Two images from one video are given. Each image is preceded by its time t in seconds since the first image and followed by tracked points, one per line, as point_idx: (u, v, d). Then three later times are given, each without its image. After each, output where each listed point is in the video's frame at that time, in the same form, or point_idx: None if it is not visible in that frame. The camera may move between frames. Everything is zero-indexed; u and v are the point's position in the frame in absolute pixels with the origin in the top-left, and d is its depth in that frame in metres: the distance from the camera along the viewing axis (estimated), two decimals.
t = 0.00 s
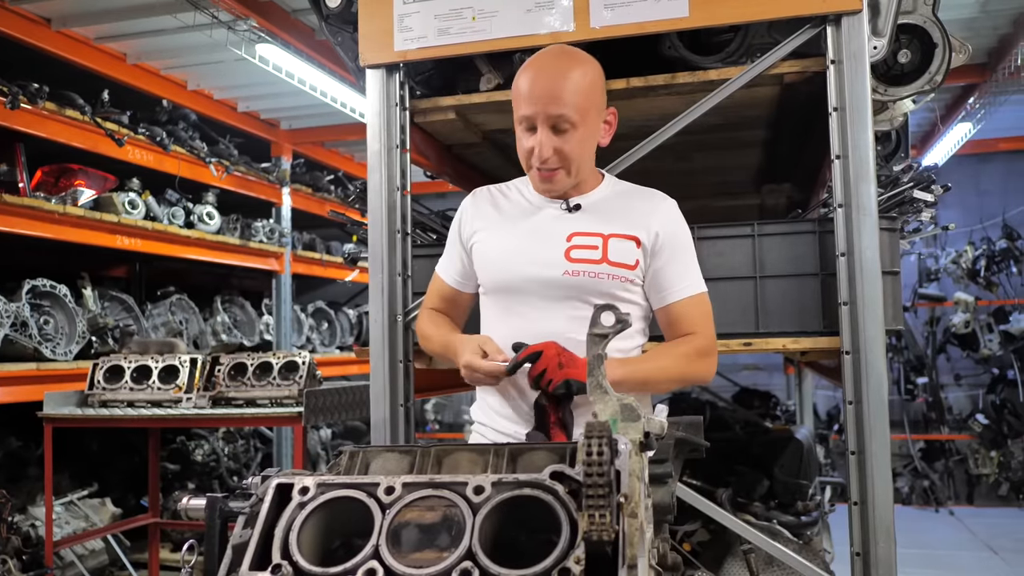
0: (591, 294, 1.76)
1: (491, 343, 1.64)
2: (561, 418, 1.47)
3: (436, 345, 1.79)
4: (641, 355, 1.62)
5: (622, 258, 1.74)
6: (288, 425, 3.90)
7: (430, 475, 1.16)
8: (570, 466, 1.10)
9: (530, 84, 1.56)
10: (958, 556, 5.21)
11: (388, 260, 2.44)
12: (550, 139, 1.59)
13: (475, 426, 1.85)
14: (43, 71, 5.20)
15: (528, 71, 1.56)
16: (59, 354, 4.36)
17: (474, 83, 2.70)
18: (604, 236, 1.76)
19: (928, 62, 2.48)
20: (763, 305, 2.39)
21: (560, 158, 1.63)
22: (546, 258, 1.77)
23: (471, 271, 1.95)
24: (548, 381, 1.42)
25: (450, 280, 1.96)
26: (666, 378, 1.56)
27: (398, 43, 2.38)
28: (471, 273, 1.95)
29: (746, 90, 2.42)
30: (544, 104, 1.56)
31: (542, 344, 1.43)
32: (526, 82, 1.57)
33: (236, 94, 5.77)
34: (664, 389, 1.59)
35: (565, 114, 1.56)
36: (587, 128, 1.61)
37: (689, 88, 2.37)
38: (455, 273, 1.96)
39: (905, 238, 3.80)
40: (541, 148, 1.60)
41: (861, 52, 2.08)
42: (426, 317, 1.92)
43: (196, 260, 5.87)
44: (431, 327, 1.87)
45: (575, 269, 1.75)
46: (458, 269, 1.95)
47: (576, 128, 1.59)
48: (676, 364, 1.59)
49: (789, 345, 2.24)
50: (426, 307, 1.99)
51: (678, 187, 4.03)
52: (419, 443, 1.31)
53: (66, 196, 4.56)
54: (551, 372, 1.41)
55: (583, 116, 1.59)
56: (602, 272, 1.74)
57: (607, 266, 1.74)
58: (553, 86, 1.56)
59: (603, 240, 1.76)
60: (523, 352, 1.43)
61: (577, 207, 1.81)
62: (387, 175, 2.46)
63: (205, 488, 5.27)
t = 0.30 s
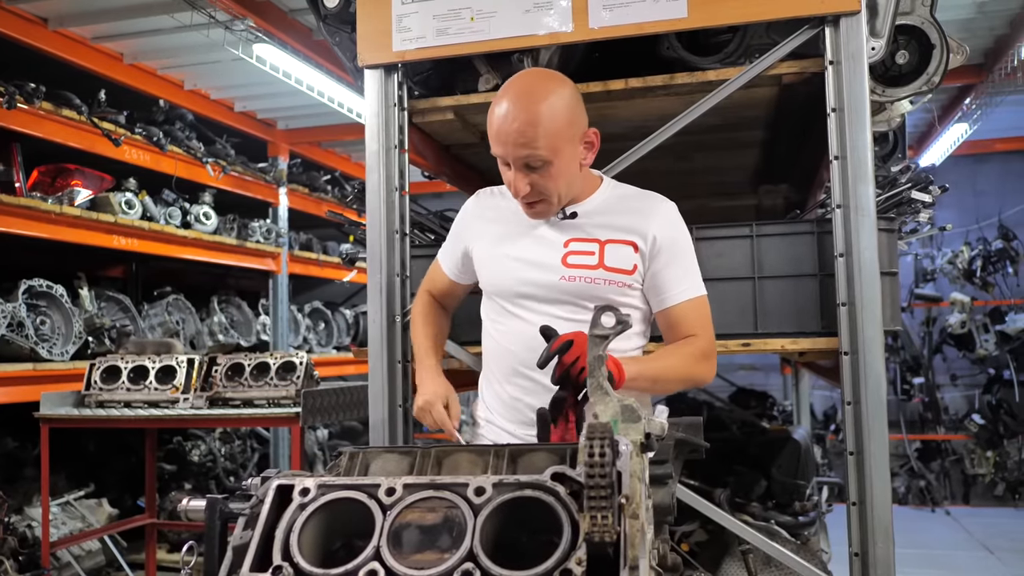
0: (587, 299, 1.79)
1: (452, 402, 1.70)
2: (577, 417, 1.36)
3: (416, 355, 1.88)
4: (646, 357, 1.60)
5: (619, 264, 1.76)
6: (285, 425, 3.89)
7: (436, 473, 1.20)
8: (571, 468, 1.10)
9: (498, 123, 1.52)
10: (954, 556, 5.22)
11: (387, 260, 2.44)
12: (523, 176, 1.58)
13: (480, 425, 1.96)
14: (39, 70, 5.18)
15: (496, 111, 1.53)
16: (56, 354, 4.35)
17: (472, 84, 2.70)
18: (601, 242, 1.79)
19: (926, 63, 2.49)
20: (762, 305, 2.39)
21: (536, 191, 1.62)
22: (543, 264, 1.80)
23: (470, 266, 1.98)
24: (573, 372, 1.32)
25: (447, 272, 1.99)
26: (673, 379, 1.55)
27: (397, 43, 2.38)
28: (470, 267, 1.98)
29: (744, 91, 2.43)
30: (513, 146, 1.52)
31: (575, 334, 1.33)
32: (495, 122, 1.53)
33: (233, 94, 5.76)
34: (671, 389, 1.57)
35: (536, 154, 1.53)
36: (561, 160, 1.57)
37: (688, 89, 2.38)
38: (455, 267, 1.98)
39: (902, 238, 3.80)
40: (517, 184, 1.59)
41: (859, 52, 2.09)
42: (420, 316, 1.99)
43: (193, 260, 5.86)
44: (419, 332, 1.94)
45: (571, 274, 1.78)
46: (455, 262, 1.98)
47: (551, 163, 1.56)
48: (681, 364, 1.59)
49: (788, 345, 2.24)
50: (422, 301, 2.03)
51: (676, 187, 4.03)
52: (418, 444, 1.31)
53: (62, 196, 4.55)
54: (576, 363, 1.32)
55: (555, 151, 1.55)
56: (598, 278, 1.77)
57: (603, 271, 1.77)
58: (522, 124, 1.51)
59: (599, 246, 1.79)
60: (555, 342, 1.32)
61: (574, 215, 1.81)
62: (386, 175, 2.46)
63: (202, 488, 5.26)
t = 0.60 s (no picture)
0: (578, 300, 1.78)
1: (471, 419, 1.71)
2: (569, 416, 1.40)
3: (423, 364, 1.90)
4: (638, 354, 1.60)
5: (609, 263, 1.76)
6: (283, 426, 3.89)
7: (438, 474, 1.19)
8: (574, 469, 1.09)
9: (491, 107, 1.53)
10: (952, 556, 5.23)
11: (386, 260, 2.43)
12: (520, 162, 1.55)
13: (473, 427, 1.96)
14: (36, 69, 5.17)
15: (490, 93, 1.53)
16: (53, 354, 4.34)
17: (472, 84, 2.69)
18: (590, 241, 1.78)
19: (925, 63, 2.49)
20: (762, 306, 2.39)
21: (533, 182, 1.58)
22: (534, 265, 1.80)
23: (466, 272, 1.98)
24: (567, 368, 1.34)
25: (447, 279, 1.98)
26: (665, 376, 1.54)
27: (396, 43, 2.37)
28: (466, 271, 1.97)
29: (744, 91, 2.43)
30: (509, 127, 1.52)
31: (568, 331, 1.34)
32: (490, 106, 1.54)
33: (231, 93, 5.75)
34: (665, 385, 1.57)
35: (533, 134, 1.52)
36: (556, 144, 1.57)
37: (688, 89, 2.38)
38: (450, 272, 1.98)
39: (901, 238, 3.81)
40: (513, 172, 1.56)
41: (860, 53, 2.09)
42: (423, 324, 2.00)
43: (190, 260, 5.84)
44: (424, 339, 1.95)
45: (561, 274, 1.77)
46: (451, 266, 1.97)
47: (547, 146, 1.55)
48: (674, 360, 1.58)
49: (788, 346, 2.24)
50: (423, 307, 2.04)
51: (675, 187, 4.03)
52: (419, 445, 1.31)
53: (60, 196, 4.54)
54: (574, 362, 1.33)
55: (550, 133, 1.54)
56: (588, 277, 1.76)
57: (593, 271, 1.76)
58: (516, 106, 1.52)
59: (589, 246, 1.78)
60: (549, 340, 1.33)
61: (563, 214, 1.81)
62: (385, 176, 2.45)
63: (200, 488, 5.26)
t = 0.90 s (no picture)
0: (576, 299, 1.76)
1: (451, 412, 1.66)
2: (558, 407, 1.44)
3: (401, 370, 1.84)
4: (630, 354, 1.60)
5: (607, 262, 1.74)
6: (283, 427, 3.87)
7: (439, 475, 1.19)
8: (580, 470, 1.09)
9: (517, 83, 1.61)
10: (951, 556, 5.23)
11: (387, 260, 2.42)
12: (544, 135, 1.62)
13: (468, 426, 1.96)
14: (34, 68, 5.15)
15: (517, 68, 1.62)
16: (51, 354, 4.32)
17: (473, 83, 2.68)
18: (588, 240, 1.77)
19: (927, 63, 2.48)
20: (764, 306, 2.39)
21: (554, 158, 1.64)
22: (531, 265, 1.78)
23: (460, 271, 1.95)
24: (567, 367, 1.36)
25: (436, 278, 1.95)
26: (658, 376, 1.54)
27: (397, 42, 2.36)
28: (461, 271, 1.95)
29: (746, 90, 2.42)
30: (537, 99, 1.60)
31: (566, 329, 1.36)
32: (516, 79, 1.62)
33: (229, 93, 5.73)
34: (656, 385, 1.56)
35: (559, 107, 1.61)
36: (577, 124, 1.66)
37: (689, 88, 2.37)
38: (443, 272, 1.95)
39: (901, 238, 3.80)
40: (537, 143, 1.62)
41: (863, 53, 2.08)
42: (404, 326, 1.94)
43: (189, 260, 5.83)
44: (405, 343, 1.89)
45: (559, 274, 1.75)
46: (444, 266, 1.95)
47: (569, 123, 1.63)
48: (667, 360, 1.57)
49: (791, 346, 2.24)
50: (407, 308, 1.98)
51: (675, 187, 4.02)
52: (423, 446, 1.30)
53: (58, 196, 4.51)
54: (574, 362, 1.36)
55: (573, 111, 1.64)
56: (586, 277, 1.75)
57: (591, 270, 1.75)
58: (542, 82, 1.61)
59: (587, 245, 1.77)
60: (546, 336, 1.34)
61: (560, 213, 1.81)
62: (387, 175, 2.44)
63: (198, 488, 5.25)
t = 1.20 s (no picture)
0: (582, 305, 1.76)
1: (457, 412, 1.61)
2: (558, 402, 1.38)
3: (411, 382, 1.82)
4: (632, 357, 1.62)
5: (613, 267, 1.74)
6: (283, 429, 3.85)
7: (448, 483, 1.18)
8: (591, 477, 1.08)
9: (534, 83, 1.61)
10: (950, 557, 5.23)
11: (390, 262, 2.42)
12: (560, 134, 1.61)
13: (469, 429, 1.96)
14: (34, 68, 5.14)
15: (533, 68, 1.63)
16: (50, 356, 4.31)
17: (476, 85, 2.68)
18: (594, 245, 1.76)
19: (932, 65, 2.48)
20: (769, 308, 2.39)
21: (570, 157, 1.64)
22: (537, 270, 1.77)
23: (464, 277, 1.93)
24: (572, 365, 1.31)
25: (441, 287, 1.95)
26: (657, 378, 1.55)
27: (401, 43, 2.36)
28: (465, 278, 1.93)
29: (750, 93, 2.42)
30: (555, 98, 1.60)
31: (574, 324, 1.30)
32: (533, 79, 1.62)
33: (228, 94, 5.72)
34: (654, 387, 1.58)
35: (576, 107, 1.61)
36: (592, 126, 1.66)
37: (694, 91, 2.37)
38: (448, 278, 1.94)
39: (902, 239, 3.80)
40: (554, 142, 1.61)
41: (869, 55, 2.08)
42: (411, 338, 1.93)
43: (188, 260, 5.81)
44: (411, 355, 1.87)
45: (566, 279, 1.75)
46: (448, 274, 1.94)
47: (585, 124, 1.64)
48: (668, 365, 1.58)
49: (796, 349, 2.24)
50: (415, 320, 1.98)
51: (677, 189, 4.02)
52: (431, 452, 1.29)
53: (58, 197, 4.49)
54: (581, 361, 1.30)
55: (588, 112, 1.64)
56: (592, 283, 1.74)
57: (598, 276, 1.74)
58: (559, 82, 1.61)
59: (593, 250, 1.76)
60: (554, 330, 1.28)
61: (567, 217, 1.80)
62: (391, 178, 2.44)
63: (197, 490, 5.23)
